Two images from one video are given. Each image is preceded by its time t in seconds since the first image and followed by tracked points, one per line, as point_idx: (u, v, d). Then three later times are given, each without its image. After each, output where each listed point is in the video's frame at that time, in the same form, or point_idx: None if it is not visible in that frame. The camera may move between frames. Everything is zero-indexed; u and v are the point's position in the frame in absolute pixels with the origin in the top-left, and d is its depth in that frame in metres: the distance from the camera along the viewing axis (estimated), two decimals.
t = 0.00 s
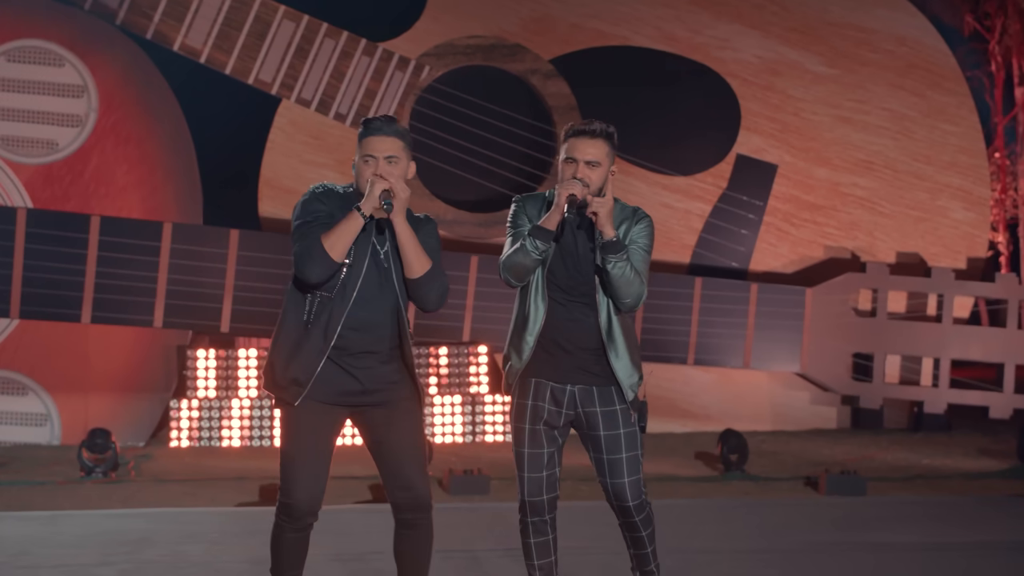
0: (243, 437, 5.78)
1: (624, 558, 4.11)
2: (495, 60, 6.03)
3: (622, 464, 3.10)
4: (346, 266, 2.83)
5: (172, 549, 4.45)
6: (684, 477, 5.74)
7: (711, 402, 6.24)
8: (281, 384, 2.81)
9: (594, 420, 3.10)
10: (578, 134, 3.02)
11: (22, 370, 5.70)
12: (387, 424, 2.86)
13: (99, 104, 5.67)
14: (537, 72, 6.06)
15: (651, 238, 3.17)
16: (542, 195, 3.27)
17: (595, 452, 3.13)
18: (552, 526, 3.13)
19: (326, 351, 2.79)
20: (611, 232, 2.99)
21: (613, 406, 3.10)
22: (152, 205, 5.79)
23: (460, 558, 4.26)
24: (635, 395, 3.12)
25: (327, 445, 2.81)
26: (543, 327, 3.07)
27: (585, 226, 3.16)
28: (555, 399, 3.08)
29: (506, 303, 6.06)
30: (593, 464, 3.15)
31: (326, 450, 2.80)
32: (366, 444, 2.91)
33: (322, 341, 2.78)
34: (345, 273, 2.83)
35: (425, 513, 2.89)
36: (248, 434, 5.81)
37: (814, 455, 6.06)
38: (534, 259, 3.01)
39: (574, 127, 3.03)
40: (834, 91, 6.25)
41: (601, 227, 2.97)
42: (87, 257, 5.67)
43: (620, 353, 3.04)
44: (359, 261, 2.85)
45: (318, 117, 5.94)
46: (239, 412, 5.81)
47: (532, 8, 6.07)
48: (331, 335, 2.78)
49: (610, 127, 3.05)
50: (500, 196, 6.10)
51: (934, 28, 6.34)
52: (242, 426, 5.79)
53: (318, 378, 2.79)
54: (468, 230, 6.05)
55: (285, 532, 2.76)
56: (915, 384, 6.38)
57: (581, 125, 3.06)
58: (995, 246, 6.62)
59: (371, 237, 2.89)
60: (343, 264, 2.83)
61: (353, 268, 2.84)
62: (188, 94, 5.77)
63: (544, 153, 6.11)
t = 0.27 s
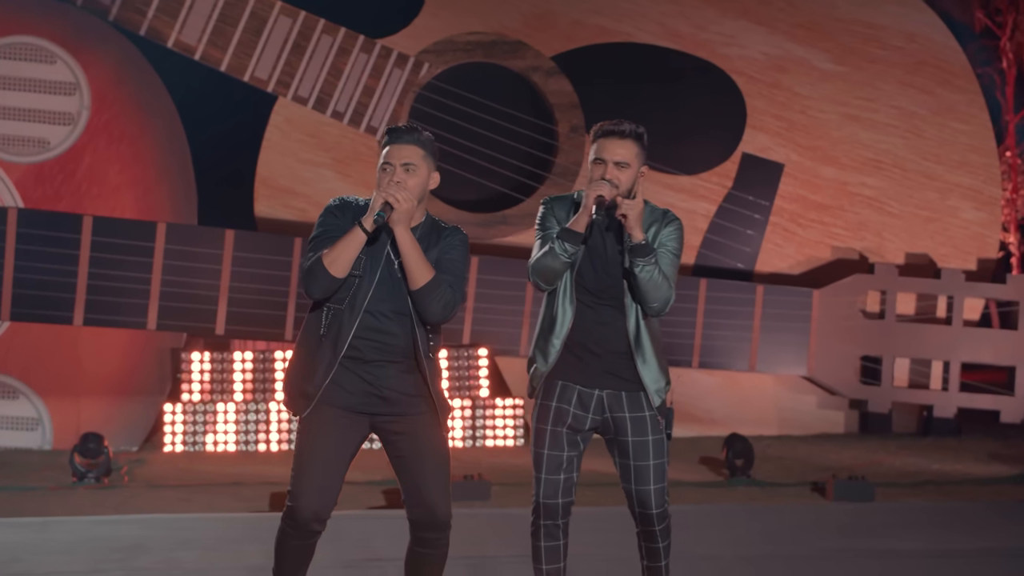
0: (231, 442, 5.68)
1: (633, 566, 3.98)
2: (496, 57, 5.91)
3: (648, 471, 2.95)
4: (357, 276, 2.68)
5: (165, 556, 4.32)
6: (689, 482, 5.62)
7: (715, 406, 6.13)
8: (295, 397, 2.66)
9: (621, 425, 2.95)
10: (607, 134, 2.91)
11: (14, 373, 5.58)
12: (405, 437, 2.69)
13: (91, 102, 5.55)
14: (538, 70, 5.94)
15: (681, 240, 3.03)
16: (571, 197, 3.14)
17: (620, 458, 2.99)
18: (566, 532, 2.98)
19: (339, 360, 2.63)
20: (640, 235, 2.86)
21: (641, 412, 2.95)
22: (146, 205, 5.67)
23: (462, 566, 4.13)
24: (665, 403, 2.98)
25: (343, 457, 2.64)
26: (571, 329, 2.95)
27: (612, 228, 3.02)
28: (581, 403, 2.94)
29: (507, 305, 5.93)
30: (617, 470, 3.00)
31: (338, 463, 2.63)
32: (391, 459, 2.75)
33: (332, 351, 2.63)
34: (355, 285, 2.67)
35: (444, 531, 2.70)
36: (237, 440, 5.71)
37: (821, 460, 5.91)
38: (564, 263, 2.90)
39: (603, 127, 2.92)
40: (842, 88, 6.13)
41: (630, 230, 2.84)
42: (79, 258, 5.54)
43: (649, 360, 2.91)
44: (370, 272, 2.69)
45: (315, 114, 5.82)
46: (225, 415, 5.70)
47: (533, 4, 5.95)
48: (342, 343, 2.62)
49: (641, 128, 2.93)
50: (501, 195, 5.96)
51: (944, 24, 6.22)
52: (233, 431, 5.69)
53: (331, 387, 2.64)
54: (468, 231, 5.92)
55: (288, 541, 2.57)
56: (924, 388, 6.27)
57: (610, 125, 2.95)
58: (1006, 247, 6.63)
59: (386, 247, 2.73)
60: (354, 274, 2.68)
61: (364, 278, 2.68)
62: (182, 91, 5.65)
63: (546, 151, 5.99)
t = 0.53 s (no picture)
0: (224, 445, 5.57)
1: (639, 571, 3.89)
2: (497, 54, 5.80)
3: (662, 478, 2.85)
4: (359, 272, 2.57)
5: (160, 563, 4.20)
6: (694, 486, 5.52)
7: (720, 409, 6.00)
8: (300, 397, 2.56)
9: (641, 430, 2.86)
10: (636, 138, 2.82)
11: (4, 376, 5.44)
12: (407, 441, 2.57)
13: (84, 99, 5.43)
14: (539, 66, 5.83)
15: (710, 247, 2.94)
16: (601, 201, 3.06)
17: (638, 462, 2.88)
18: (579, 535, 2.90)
19: (343, 358, 2.52)
20: (664, 242, 2.75)
21: (663, 417, 2.85)
22: (140, 204, 5.56)
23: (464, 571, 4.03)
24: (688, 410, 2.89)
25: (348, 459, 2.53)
26: (598, 334, 2.84)
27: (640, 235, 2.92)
28: (605, 406, 2.85)
29: (508, 306, 5.82)
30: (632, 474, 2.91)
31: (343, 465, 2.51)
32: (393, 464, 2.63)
33: (336, 350, 2.52)
34: (357, 283, 2.57)
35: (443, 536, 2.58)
36: (230, 443, 5.60)
37: (828, 465, 5.79)
38: (589, 270, 2.81)
39: (632, 130, 2.84)
40: (849, 85, 6.02)
41: (654, 237, 2.74)
42: (72, 258, 5.43)
43: (673, 366, 2.82)
44: (371, 268, 2.58)
45: (312, 112, 5.71)
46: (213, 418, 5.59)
47: None
48: (345, 341, 2.51)
49: (670, 130, 2.85)
50: (501, 193, 5.84)
51: (954, 20, 6.10)
52: (226, 434, 5.58)
53: (337, 385, 2.53)
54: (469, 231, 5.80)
55: (292, 542, 2.48)
56: (933, 391, 6.17)
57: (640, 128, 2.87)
58: (1016, 248, 6.22)
59: (387, 244, 2.62)
60: (355, 271, 2.58)
61: (366, 275, 2.57)
62: (177, 88, 5.54)
63: (546, 149, 5.88)
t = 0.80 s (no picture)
0: (211, 449, 5.42)
1: None
2: (497, 50, 5.68)
3: (673, 473, 2.82)
4: (362, 243, 2.55)
5: (152, 569, 4.08)
6: (698, 491, 5.40)
7: (725, 412, 5.87)
8: (304, 376, 2.51)
9: (653, 425, 2.83)
10: (660, 132, 2.82)
11: None
12: (400, 424, 2.53)
13: (76, 96, 5.31)
14: (541, 62, 5.72)
15: (730, 247, 2.94)
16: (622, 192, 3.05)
17: (647, 458, 2.86)
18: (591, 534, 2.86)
19: (350, 334, 2.50)
20: (687, 237, 2.77)
21: (676, 413, 2.82)
22: (133, 203, 5.43)
23: None
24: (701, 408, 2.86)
25: (348, 447, 2.50)
26: (614, 326, 2.83)
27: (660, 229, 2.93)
28: (619, 401, 2.82)
29: (508, 307, 5.71)
30: (642, 470, 2.88)
31: (342, 453, 2.49)
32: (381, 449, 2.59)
33: (344, 325, 2.50)
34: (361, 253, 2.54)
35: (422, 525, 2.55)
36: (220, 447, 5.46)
37: (835, 469, 5.68)
38: (608, 263, 2.80)
39: (657, 124, 2.83)
40: (857, 82, 5.91)
41: (677, 231, 2.75)
42: (64, 259, 5.31)
43: (687, 360, 2.81)
44: (375, 238, 2.56)
45: (308, 109, 5.59)
46: (204, 422, 5.43)
47: None
48: (353, 317, 2.50)
49: (694, 124, 2.85)
50: (501, 192, 5.72)
51: (963, 15, 5.98)
52: (212, 437, 5.43)
53: (344, 363, 2.50)
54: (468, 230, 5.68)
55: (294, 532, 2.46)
56: (942, 393, 6.05)
57: (664, 122, 2.87)
58: None
59: (386, 215, 2.61)
60: (359, 242, 2.55)
61: (370, 245, 2.55)
62: (170, 84, 5.42)
63: (547, 147, 5.76)
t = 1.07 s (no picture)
0: (205, 453, 5.32)
1: None
2: (497, 46, 5.57)
3: (677, 468, 2.78)
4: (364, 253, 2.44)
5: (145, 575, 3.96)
6: (702, 496, 5.29)
7: (729, 415, 5.75)
8: (302, 387, 2.41)
9: (657, 421, 2.80)
10: (669, 127, 2.73)
11: None
12: (393, 434, 2.46)
13: (67, 93, 5.20)
14: (542, 59, 5.61)
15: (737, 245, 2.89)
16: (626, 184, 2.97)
17: (650, 453, 2.82)
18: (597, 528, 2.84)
19: (352, 347, 2.41)
20: (698, 252, 2.68)
21: (681, 409, 2.78)
22: (125, 203, 5.31)
23: None
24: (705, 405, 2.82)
25: (341, 452, 2.44)
26: (620, 324, 2.76)
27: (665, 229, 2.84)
28: (623, 398, 2.78)
29: (509, 308, 5.60)
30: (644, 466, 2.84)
31: (335, 458, 2.43)
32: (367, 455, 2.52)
33: (346, 338, 2.40)
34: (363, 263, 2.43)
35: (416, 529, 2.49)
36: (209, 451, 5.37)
37: (842, 473, 5.56)
38: (613, 263, 2.72)
39: (666, 118, 2.75)
40: (864, 79, 5.79)
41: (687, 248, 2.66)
42: (55, 259, 5.20)
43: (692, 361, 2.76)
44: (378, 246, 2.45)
45: (305, 106, 5.48)
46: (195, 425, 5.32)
47: None
48: (356, 330, 2.40)
49: (704, 119, 2.75)
50: (502, 191, 5.62)
51: (973, 10, 5.86)
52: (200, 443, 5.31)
53: (344, 377, 2.41)
54: (468, 229, 5.57)
55: (288, 539, 2.39)
56: (951, 396, 5.93)
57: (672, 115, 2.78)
58: None
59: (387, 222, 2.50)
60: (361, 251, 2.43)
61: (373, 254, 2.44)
62: (164, 81, 5.31)
63: (548, 145, 5.64)
